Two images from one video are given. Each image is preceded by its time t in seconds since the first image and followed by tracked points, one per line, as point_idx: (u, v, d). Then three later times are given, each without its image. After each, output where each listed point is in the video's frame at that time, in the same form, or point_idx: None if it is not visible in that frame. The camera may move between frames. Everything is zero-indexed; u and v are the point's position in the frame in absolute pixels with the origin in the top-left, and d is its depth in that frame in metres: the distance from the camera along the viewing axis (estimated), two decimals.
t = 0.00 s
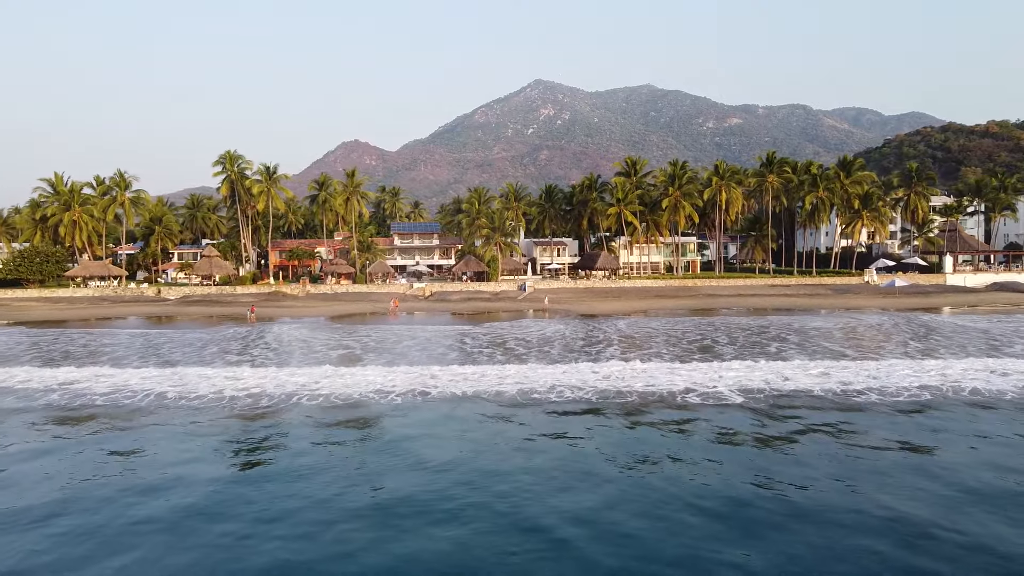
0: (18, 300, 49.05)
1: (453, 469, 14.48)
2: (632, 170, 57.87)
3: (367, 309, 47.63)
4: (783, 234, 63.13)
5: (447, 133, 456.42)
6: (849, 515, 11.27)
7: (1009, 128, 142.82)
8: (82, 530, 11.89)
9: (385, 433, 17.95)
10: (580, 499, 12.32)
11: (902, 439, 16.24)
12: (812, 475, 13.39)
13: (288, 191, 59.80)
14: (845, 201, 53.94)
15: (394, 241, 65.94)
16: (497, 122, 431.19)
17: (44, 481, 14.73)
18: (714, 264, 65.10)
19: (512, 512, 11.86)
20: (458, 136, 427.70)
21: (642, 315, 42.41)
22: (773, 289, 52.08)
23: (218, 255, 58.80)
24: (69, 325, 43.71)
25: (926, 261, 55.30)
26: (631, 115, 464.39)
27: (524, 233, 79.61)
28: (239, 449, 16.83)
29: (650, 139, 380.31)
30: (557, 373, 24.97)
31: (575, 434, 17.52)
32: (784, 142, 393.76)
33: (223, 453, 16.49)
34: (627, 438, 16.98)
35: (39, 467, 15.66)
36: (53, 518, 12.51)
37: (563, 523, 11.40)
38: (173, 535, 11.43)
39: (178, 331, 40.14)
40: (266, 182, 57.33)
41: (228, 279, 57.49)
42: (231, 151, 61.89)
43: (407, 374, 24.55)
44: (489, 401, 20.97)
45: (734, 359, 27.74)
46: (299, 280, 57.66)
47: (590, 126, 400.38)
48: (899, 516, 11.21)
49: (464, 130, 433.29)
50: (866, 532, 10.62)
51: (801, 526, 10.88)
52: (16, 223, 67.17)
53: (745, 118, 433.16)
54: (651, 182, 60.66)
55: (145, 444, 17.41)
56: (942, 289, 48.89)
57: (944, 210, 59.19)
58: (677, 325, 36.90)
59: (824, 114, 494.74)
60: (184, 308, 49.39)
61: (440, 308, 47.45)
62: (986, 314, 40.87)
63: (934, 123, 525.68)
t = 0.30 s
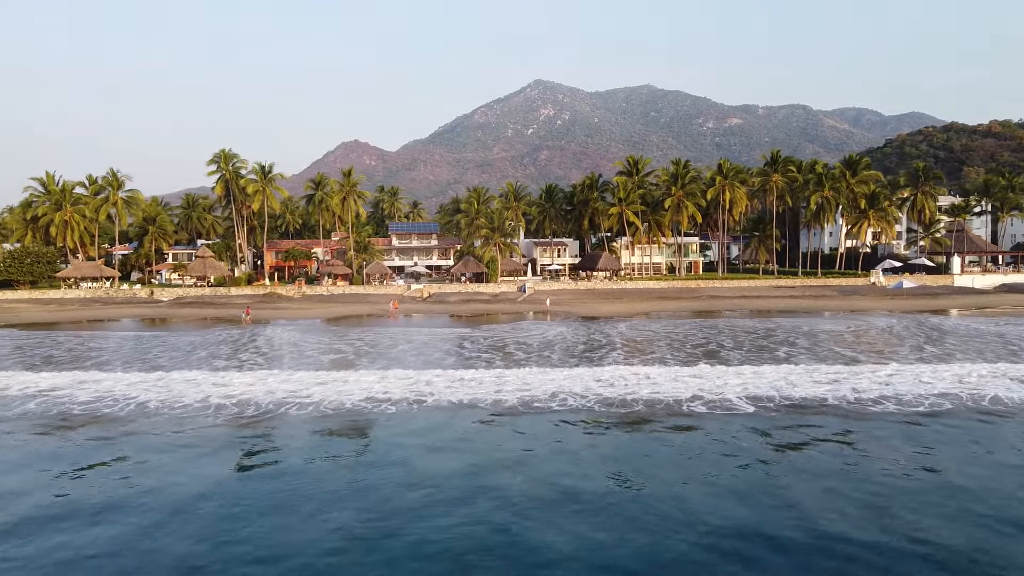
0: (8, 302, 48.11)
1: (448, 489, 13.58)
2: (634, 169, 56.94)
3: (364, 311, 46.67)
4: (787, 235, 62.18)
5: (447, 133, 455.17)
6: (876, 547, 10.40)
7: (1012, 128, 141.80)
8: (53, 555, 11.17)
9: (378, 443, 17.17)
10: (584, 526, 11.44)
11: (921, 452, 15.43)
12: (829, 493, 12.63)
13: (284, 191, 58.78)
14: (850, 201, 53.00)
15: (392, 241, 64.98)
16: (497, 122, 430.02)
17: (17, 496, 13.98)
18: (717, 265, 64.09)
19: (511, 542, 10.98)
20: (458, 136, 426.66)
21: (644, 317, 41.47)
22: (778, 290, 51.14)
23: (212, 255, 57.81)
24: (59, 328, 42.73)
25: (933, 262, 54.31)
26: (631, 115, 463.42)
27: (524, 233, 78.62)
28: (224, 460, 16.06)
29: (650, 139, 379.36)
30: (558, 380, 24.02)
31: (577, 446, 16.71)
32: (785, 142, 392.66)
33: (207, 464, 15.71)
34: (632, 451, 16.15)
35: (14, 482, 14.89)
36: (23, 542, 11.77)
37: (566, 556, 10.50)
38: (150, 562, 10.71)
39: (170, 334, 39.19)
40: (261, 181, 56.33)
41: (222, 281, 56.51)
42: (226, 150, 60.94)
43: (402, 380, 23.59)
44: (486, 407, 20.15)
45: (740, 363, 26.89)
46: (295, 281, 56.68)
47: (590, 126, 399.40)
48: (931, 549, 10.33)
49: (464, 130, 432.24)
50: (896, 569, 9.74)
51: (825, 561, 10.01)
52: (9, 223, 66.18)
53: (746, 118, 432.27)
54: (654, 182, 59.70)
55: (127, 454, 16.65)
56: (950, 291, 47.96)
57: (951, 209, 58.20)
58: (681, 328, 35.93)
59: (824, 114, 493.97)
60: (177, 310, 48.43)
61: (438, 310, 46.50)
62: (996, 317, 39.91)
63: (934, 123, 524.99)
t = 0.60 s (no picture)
0: None
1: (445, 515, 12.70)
2: (636, 169, 55.98)
3: (360, 314, 45.67)
4: (791, 235, 61.16)
5: (447, 133, 454.02)
6: None
7: (1015, 128, 140.79)
8: None
9: (370, 456, 16.22)
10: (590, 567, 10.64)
11: (948, 468, 14.50)
12: (854, 523, 11.75)
13: (280, 190, 57.78)
14: (856, 200, 52.04)
15: (390, 242, 63.95)
16: (496, 122, 428.86)
17: None
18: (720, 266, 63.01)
19: None
20: (458, 136, 425.47)
21: (648, 320, 40.47)
22: (783, 292, 50.14)
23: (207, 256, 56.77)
24: (47, 330, 41.72)
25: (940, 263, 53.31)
26: (631, 115, 462.41)
27: (524, 234, 77.57)
28: (207, 473, 15.13)
29: (650, 139, 378.26)
30: (559, 387, 23.02)
31: (580, 460, 15.75)
32: (786, 142, 391.56)
33: (188, 480, 14.78)
34: (639, 466, 15.21)
35: None
36: None
37: None
38: None
39: (161, 337, 38.22)
40: (256, 180, 55.27)
41: (217, 282, 55.47)
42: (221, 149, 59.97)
43: (397, 387, 22.60)
44: (485, 416, 19.18)
45: (748, 369, 25.91)
46: (291, 282, 55.65)
47: (591, 127, 398.37)
48: None
49: (464, 130, 431.04)
50: None
51: None
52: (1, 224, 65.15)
53: (746, 118, 431.25)
54: (656, 181, 58.70)
55: (104, 466, 15.72)
56: (960, 292, 46.93)
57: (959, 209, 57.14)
58: (685, 331, 34.97)
59: (824, 115, 492.94)
60: (170, 312, 47.44)
61: (437, 313, 45.52)
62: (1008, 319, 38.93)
63: (935, 123, 523.97)
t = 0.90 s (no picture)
0: None
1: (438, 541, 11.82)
2: (638, 168, 54.97)
3: (357, 316, 44.64)
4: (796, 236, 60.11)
5: (447, 133, 452.83)
6: None
7: (1018, 127, 139.72)
8: None
9: (360, 472, 15.21)
10: None
11: (977, 487, 13.57)
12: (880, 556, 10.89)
13: (275, 190, 56.80)
14: (863, 200, 51.04)
15: (388, 242, 62.92)
16: (496, 122, 427.75)
17: None
18: (724, 267, 61.97)
19: None
20: (458, 136, 424.36)
21: (651, 322, 39.48)
22: (788, 294, 49.13)
23: (201, 256, 55.70)
24: (35, 333, 40.73)
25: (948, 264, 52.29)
26: (631, 115, 461.44)
27: (524, 234, 76.54)
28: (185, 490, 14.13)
29: (650, 139, 377.23)
30: (560, 394, 22.04)
31: (584, 476, 14.75)
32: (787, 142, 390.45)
33: (164, 500, 13.75)
34: (646, 483, 14.31)
35: None
36: None
37: None
38: None
39: (152, 340, 37.25)
40: (251, 179, 54.14)
41: (211, 283, 54.41)
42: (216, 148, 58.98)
43: (391, 395, 21.64)
44: (484, 426, 18.15)
45: (757, 376, 24.94)
46: (287, 283, 54.63)
47: (591, 127, 397.35)
48: None
49: (464, 130, 429.93)
50: None
51: None
52: None
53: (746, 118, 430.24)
54: (658, 181, 57.65)
55: (77, 482, 14.77)
56: (969, 294, 45.88)
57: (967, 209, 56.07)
58: (690, 335, 33.98)
59: (825, 115, 491.99)
60: (163, 314, 46.43)
61: (435, 315, 44.53)
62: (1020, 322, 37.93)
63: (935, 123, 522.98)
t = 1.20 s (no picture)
0: None
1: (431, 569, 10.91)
2: (640, 167, 53.94)
3: (352, 318, 43.62)
4: (800, 236, 59.13)
5: (446, 133, 451.58)
6: None
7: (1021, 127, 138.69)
8: None
9: (351, 488, 14.21)
10: None
11: (1011, 508, 12.61)
12: None
13: (271, 189, 55.78)
14: (870, 200, 50.04)
15: (386, 243, 61.91)
16: (496, 121, 426.50)
17: None
18: (727, 268, 60.97)
19: None
20: (457, 136, 423.27)
21: (654, 325, 38.47)
22: (793, 295, 48.12)
23: (195, 257, 54.67)
24: (24, 336, 39.73)
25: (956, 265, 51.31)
26: (631, 115, 460.63)
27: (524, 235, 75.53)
28: (161, 506, 13.13)
29: (650, 139, 376.25)
30: (563, 403, 21.06)
31: (589, 494, 13.79)
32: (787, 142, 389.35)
33: (137, 517, 12.76)
34: (656, 502, 13.37)
35: None
36: None
37: None
38: None
39: (141, 344, 36.19)
40: (246, 179, 53.06)
41: (205, 285, 53.35)
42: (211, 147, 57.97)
43: (386, 405, 20.66)
44: (482, 437, 17.15)
45: (767, 384, 23.93)
46: (282, 285, 53.59)
47: (591, 127, 396.37)
48: None
49: (464, 130, 428.80)
50: None
51: None
52: None
53: (746, 118, 429.32)
54: (661, 180, 56.65)
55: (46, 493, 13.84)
56: (979, 296, 44.89)
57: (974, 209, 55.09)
58: (694, 339, 33.01)
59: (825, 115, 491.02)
60: (155, 316, 45.42)
61: (433, 317, 43.58)
62: None
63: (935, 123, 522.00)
